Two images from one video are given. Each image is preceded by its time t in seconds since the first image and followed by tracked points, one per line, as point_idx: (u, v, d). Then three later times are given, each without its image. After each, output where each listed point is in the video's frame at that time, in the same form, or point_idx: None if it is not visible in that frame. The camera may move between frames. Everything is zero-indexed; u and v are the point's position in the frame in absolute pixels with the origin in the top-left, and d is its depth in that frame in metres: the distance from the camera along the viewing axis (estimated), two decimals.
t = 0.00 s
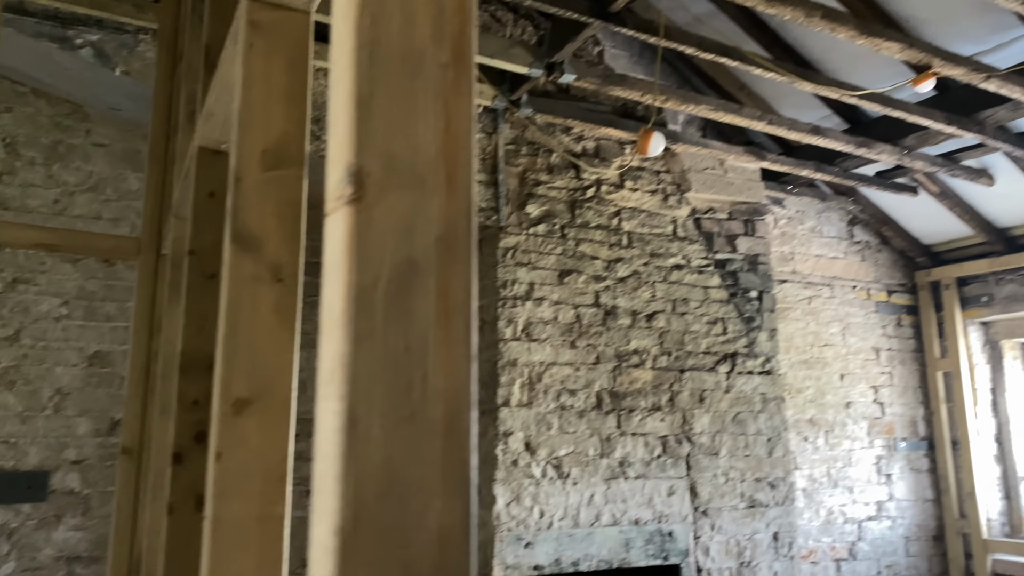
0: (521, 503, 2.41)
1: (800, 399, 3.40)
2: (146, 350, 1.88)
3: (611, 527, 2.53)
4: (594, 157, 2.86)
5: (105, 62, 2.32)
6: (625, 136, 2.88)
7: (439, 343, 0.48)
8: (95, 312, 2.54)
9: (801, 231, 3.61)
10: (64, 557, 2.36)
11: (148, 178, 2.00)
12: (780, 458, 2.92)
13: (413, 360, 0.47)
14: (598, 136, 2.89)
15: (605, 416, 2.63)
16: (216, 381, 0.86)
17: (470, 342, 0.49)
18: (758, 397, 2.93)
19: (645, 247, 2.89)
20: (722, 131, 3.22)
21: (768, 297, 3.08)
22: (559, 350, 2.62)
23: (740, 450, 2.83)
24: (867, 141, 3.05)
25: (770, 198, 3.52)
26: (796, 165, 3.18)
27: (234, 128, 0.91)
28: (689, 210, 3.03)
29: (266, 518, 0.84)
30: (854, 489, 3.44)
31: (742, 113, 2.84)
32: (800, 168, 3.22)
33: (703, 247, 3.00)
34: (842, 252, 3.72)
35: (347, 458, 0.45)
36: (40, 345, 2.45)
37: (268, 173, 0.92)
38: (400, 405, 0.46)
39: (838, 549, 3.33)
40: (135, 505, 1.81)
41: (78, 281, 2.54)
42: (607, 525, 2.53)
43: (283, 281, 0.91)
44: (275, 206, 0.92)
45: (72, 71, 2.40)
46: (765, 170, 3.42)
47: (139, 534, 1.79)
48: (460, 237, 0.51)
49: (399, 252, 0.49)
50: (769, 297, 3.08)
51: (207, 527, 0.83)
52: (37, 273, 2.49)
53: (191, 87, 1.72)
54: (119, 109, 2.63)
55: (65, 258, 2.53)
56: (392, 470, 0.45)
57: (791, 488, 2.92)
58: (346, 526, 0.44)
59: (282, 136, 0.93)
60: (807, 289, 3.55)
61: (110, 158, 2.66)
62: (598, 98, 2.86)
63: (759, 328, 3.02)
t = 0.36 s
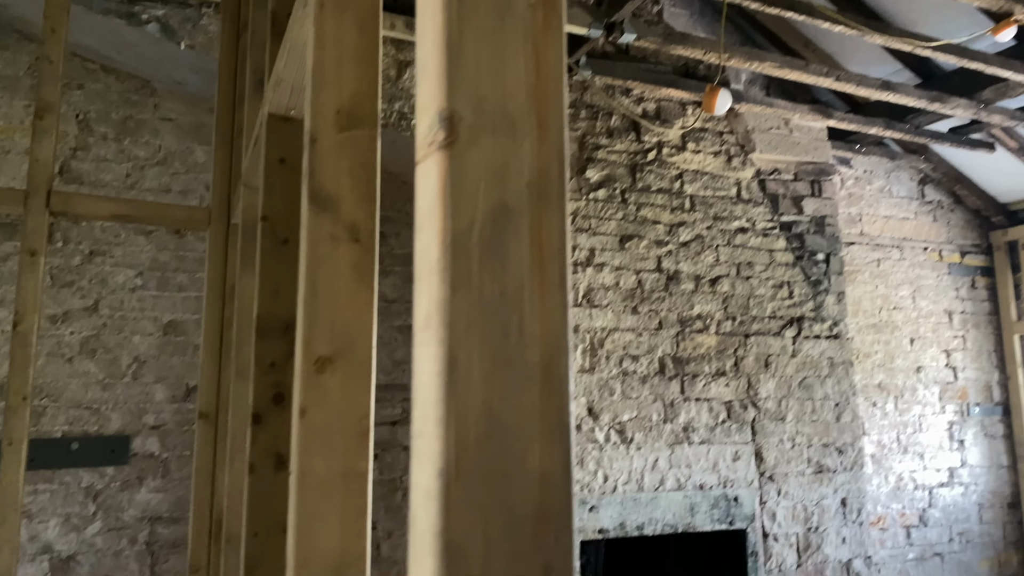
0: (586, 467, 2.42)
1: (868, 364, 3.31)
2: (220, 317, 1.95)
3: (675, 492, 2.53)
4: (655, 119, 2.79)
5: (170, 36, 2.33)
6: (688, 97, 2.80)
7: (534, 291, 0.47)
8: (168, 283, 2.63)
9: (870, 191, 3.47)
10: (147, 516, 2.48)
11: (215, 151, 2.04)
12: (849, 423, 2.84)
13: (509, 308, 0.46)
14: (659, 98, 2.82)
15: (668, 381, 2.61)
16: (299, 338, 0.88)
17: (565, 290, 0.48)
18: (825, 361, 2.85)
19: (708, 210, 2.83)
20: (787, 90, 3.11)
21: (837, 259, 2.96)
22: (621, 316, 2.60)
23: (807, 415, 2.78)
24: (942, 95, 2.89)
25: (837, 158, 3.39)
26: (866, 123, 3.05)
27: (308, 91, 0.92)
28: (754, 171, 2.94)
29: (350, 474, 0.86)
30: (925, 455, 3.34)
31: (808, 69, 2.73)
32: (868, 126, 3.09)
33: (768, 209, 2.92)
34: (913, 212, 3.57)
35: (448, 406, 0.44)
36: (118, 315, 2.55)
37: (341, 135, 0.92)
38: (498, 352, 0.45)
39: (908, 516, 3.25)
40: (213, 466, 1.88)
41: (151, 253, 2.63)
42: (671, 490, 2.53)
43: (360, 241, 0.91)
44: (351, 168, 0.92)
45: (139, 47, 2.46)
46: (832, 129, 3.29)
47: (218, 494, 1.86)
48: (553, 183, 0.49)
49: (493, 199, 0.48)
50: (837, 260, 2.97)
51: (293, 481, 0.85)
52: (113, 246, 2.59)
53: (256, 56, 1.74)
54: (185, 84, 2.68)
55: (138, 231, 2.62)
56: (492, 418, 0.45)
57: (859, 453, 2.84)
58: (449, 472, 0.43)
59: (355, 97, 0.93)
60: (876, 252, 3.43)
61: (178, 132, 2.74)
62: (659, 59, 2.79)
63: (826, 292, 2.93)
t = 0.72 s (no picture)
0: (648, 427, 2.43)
1: (936, 325, 3.21)
2: (287, 282, 2.00)
3: (736, 453, 2.53)
4: (714, 76, 2.72)
5: (229, 7, 2.38)
6: (748, 52, 2.72)
7: (633, 229, 0.47)
8: (233, 250, 2.70)
9: (941, 146, 3.32)
10: (221, 473, 2.59)
11: (277, 119, 2.07)
12: (916, 384, 2.77)
13: (610, 246, 0.46)
14: (718, 54, 2.73)
15: (729, 343, 2.59)
16: (378, 292, 0.90)
17: (663, 227, 0.48)
18: (891, 322, 2.78)
19: (769, 168, 2.76)
20: (851, 42, 2.98)
21: (904, 218, 2.86)
22: (680, 278, 2.58)
23: (872, 377, 2.72)
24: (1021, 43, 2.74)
25: (904, 113, 3.25)
26: (938, 74, 2.90)
27: (381, 49, 0.92)
28: (818, 128, 2.85)
29: (431, 422, 0.88)
30: (996, 419, 3.25)
31: (877, 19, 2.60)
32: (939, 77, 2.94)
33: (832, 166, 2.84)
34: (986, 167, 3.41)
35: (552, 340, 0.45)
36: (187, 282, 2.64)
37: (413, 92, 0.93)
38: (598, 288, 0.46)
39: (977, 479, 3.17)
40: (285, 424, 1.95)
41: (216, 221, 2.70)
42: (732, 451, 2.53)
43: (436, 198, 0.93)
44: (424, 124, 0.93)
45: (199, 19, 2.49)
46: (899, 82, 3.15)
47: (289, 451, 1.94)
48: (650, 121, 0.49)
49: (592, 139, 0.47)
50: (905, 218, 2.87)
51: (378, 429, 0.88)
52: (180, 215, 2.66)
53: (317, 23, 1.75)
54: (243, 54, 2.71)
55: (203, 200, 2.69)
56: (595, 354, 0.45)
57: (927, 416, 2.78)
58: (555, 405, 0.44)
59: (428, 53, 0.93)
60: (946, 209, 3.31)
61: (238, 102, 2.79)
62: (717, 14, 2.70)
63: (893, 251, 2.84)
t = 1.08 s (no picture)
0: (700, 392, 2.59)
1: (1000, 286, 3.13)
2: (351, 247, 2.05)
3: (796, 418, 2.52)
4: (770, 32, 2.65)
5: None
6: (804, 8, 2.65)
7: (769, 174, 0.48)
8: (291, 219, 2.76)
9: (1007, 101, 3.20)
10: (285, 436, 2.68)
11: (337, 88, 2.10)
12: (980, 347, 2.72)
13: (746, 191, 0.47)
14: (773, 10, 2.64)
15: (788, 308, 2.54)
16: (468, 248, 0.92)
17: (796, 173, 0.48)
18: (955, 284, 2.72)
19: (827, 128, 2.71)
20: None
21: (969, 176, 2.78)
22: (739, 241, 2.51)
23: (934, 339, 2.68)
24: None
25: (969, 67, 3.13)
26: (1007, 26, 2.78)
27: (466, 8, 0.93)
28: (877, 85, 2.77)
29: (522, 374, 0.91)
30: None
31: None
32: (1010, 30, 2.80)
33: (893, 124, 2.76)
34: None
35: (692, 282, 0.46)
36: (248, 251, 2.70)
37: (498, 52, 0.93)
38: (735, 232, 0.47)
39: None
40: (353, 386, 2.01)
41: (275, 190, 2.75)
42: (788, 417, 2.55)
43: (522, 155, 0.93)
44: (509, 83, 0.94)
45: None
46: (965, 36, 3.02)
47: (357, 411, 1.99)
48: (784, 67, 0.49)
49: (727, 85, 0.48)
50: (970, 176, 2.78)
51: (471, 382, 0.90)
52: (240, 185, 2.72)
53: None
54: (296, 24, 2.73)
55: (262, 169, 2.75)
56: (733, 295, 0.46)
57: (992, 379, 2.74)
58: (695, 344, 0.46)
59: (512, 12, 0.94)
60: (1013, 166, 3.20)
61: (292, 73, 2.82)
62: None
63: (956, 211, 2.77)
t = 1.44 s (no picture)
0: (742, 361, 2.63)
1: None
2: (399, 217, 2.08)
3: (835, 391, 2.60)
4: None
5: None
6: None
7: (889, 123, 0.48)
8: (333, 191, 2.79)
9: None
10: (331, 404, 2.74)
11: (382, 59, 2.11)
12: None
13: (867, 138, 0.48)
14: None
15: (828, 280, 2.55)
16: (544, 210, 0.94)
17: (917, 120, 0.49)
18: (1000, 252, 2.69)
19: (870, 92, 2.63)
20: None
21: (1017, 141, 2.73)
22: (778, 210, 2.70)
23: (978, 308, 2.65)
24: None
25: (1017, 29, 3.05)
26: None
27: None
28: (922, 48, 2.73)
29: (599, 334, 0.92)
30: None
31: None
32: None
33: (938, 90, 2.71)
34: None
35: (815, 227, 0.48)
36: (292, 223, 2.74)
37: (573, 15, 0.94)
38: (856, 180, 0.48)
39: None
40: (402, 354, 2.04)
41: (316, 162, 2.78)
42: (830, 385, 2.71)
43: (597, 118, 0.94)
44: (584, 45, 0.94)
45: None
46: None
47: (407, 377, 2.04)
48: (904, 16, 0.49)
49: (848, 35, 0.49)
50: (1018, 142, 2.73)
51: (548, 341, 0.92)
52: (283, 157, 2.75)
53: None
54: None
55: (304, 142, 2.77)
56: (854, 240, 0.48)
57: None
58: (819, 288, 0.47)
59: None
60: None
61: (332, 45, 2.83)
62: None
63: (1004, 177, 2.71)
